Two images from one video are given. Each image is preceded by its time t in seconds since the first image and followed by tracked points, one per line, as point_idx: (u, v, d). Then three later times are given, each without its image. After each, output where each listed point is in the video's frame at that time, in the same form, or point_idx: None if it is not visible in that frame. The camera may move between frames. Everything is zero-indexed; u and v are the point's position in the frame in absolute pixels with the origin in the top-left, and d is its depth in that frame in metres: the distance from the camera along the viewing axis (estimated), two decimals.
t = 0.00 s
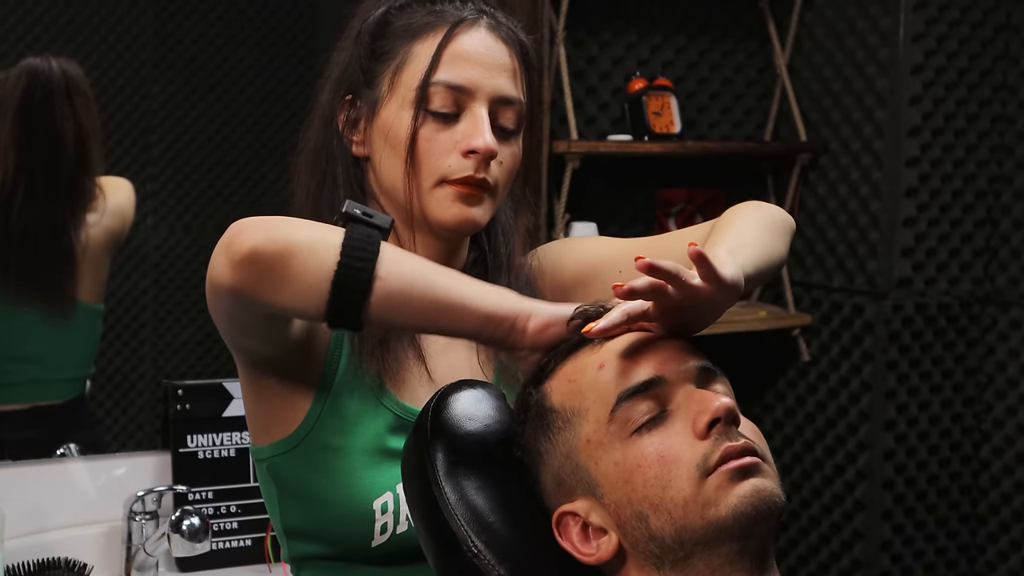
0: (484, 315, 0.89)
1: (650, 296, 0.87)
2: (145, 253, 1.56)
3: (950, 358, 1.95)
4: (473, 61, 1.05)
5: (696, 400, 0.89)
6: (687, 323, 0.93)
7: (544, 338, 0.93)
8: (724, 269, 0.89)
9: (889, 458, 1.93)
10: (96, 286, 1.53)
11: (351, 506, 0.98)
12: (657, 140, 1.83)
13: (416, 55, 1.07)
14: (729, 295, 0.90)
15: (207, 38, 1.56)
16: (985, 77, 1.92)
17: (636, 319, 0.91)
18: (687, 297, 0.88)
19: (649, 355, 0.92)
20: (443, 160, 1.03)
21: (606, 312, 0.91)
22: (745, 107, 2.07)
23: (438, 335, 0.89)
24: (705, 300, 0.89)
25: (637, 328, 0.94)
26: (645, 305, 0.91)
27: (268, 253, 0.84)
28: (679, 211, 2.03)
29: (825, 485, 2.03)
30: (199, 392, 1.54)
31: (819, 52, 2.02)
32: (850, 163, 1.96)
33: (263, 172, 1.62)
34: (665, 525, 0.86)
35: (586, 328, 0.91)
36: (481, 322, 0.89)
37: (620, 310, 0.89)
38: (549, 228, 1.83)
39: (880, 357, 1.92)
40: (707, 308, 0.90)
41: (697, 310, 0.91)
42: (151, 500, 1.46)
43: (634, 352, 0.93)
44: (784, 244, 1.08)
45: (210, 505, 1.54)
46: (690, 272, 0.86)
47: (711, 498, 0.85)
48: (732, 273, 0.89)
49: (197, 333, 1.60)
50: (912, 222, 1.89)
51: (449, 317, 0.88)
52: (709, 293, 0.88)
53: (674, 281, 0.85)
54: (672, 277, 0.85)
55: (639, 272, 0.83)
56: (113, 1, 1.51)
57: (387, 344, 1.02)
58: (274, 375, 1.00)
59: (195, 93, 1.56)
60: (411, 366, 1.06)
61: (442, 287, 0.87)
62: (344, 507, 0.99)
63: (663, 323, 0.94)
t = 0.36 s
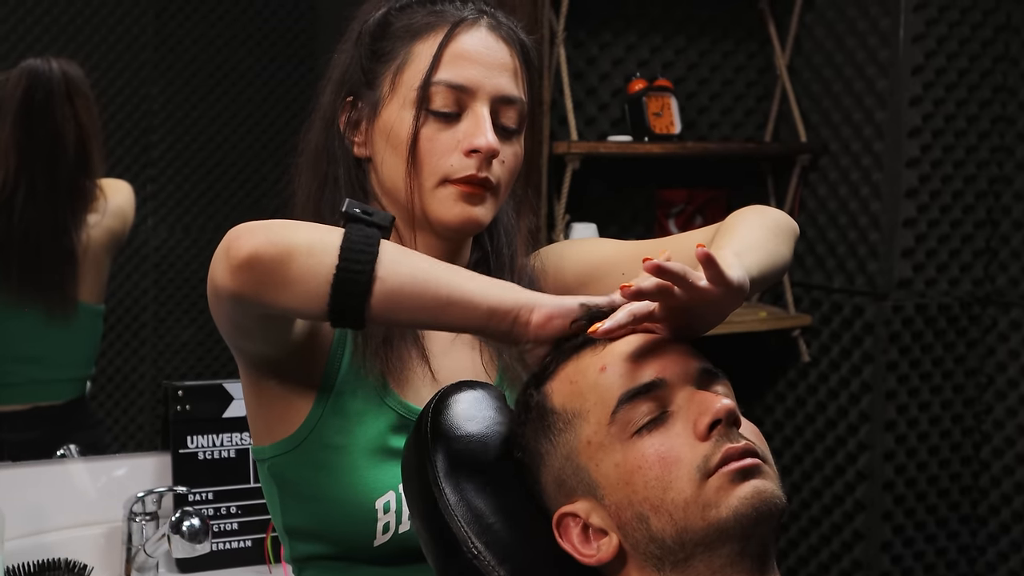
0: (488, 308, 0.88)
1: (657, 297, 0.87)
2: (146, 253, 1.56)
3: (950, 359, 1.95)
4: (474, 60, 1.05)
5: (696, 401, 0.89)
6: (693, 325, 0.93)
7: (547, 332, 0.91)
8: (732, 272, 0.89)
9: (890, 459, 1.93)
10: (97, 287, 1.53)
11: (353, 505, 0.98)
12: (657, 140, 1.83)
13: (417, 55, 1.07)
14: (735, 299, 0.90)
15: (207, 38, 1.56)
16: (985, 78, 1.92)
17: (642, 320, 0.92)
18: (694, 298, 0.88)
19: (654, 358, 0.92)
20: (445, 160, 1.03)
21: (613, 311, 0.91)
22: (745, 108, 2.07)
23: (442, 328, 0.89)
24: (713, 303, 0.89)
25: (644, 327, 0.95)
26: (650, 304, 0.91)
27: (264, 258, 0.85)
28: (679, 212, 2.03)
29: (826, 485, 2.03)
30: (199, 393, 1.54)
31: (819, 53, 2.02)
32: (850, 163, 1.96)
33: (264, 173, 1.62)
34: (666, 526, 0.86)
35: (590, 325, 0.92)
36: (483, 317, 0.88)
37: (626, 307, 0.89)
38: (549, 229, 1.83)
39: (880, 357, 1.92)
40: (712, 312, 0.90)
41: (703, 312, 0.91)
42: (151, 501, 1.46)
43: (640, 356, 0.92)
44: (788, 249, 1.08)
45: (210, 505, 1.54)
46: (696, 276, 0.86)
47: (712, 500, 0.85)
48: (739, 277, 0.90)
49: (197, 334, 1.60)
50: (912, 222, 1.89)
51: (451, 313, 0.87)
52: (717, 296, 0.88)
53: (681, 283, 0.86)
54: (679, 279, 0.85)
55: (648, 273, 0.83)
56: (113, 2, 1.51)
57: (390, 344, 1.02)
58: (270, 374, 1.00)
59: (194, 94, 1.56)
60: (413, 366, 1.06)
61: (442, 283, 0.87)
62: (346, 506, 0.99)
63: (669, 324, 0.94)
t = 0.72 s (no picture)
0: (482, 325, 0.89)
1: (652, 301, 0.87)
2: (145, 254, 1.56)
3: (949, 359, 1.95)
4: (478, 59, 1.05)
5: (693, 401, 0.89)
6: (688, 328, 0.93)
7: (535, 353, 0.94)
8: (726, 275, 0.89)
9: (889, 459, 1.93)
10: (97, 288, 1.53)
11: (355, 505, 0.98)
12: (656, 141, 1.83)
13: (420, 54, 1.07)
14: (730, 303, 0.90)
15: (207, 39, 1.56)
16: (984, 79, 1.92)
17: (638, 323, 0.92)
18: (689, 302, 0.88)
19: (646, 357, 0.92)
20: (448, 158, 1.03)
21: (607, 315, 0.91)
22: (745, 108, 2.07)
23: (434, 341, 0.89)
24: (707, 306, 0.89)
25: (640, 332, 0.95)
26: (645, 309, 0.90)
27: (274, 251, 0.84)
28: (678, 213, 2.03)
29: (825, 485, 2.03)
30: (197, 394, 1.54)
31: (818, 53, 2.02)
32: (849, 164, 1.97)
33: (263, 174, 1.62)
34: (664, 525, 0.86)
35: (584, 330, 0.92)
36: (477, 334, 0.89)
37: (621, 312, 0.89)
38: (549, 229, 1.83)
39: (879, 358, 1.92)
40: (708, 315, 0.90)
41: (698, 316, 0.91)
42: (150, 502, 1.46)
43: (631, 354, 0.92)
44: (792, 246, 1.09)
45: (208, 506, 1.54)
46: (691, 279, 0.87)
47: (710, 499, 0.85)
48: (734, 280, 0.89)
49: (196, 335, 1.60)
50: (911, 223, 1.89)
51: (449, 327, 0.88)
52: (712, 299, 0.88)
53: (676, 287, 0.85)
54: (674, 282, 0.85)
55: (643, 277, 0.83)
56: (112, 2, 1.51)
57: (392, 345, 1.02)
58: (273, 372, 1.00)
59: (194, 95, 1.56)
60: (416, 367, 1.06)
61: (441, 295, 0.87)
62: (347, 506, 0.99)
63: (663, 328, 0.94)
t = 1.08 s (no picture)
0: (481, 337, 0.90)
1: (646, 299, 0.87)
2: (145, 255, 1.56)
3: (949, 360, 1.95)
4: (480, 58, 1.05)
5: (692, 401, 0.89)
6: (684, 327, 0.93)
7: (531, 366, 0.95)
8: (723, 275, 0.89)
9: (889, 460, 1.93)
10: (98, 290, 1.54)
11: (356, 507, 0.98)
12: (656, 141, 1.83)
13: (421, 54, 1.07)
14: (727, 302, 0.90)
15: (207, 40, 1.56)
16: (983, 79, 1.92)
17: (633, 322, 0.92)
18: (684, 301, 0.88)
19: (645, 356, 0.92)
20: (450, 156, 1.03)
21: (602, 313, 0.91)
22: (745, 109, 2.07)
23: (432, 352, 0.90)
24: (702, 305, 0.89)
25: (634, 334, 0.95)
26: (640, 307, 0.91)
27: (277, 257, 0.84)
28: (678, 213, 2.03)
29: (825, 486, 2.03)
30: (197, 395, 1.54)
31: (818, 54, 2.02)
32: (849, 165, 1.97)
33: (263, 175, 1.62)
34: (663, 526, 0.86)
35: (581, 329, 0.92)
36: (476, 346, 0.90)
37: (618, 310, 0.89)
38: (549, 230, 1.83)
39: (879, 358, 1.92)
40: (705, 314, 0.90)
41: (694, 315, 0.91)
42: (150, 503, 1.46)
43: (631, 355, 0.92)
44: (793, 252, 1.09)
45: (209, 507, 1.54)
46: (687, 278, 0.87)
47: (708, 499, 0.85)
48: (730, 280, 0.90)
49: (196, 336, 1.60)
50: (911, 223, 1.89)
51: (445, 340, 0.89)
52: (707, 299, 0.88)
53: (670, 285, 0.86)
54: (668, 281, 0.85)
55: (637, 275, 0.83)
56: (113, 4, 1.51)
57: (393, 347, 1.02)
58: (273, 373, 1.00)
59: (194, 96, 1.56)
60: (417, 368, 1.06)
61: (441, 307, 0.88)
62: (349, 508, 0.99)
63: (660, 326, 0.94)
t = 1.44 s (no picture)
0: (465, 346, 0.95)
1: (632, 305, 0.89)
2: (146, 256, 1.56)
3: (950, 361, 1.95)
4: (476, 58, 1.06)
5: (692, 401, 0.89)
6: (672, 326, 0.95)
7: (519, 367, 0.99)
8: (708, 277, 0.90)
9: (890, 460, 1.93)
10: (101, 291, 1.54)
11: (350, 505, 0.98)
12: (657, 142, 1.84)
13: (419, 54, 1.07)
14: (711, 303, 0.91)
15: (207, 41, 1.56)
16: (984, 79, 1.92)
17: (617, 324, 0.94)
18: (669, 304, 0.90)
19: (645, 358, 0.92)
20: (446, 156, 1.03)
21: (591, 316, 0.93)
22: (745, 109, 2.07)
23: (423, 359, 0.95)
24: (688, 306, 0.90)
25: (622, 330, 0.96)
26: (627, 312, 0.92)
27: (262, 298, 0.87)
28: (679, 213, 2.03)
29: (825, 487, 2.03)
30: (197, 395, 1.54)
31: (819, 54, 2.02)
32: (850, 165, 1.96)
33: (263, 175, 1.62)
34: (663, 527, 0.86)
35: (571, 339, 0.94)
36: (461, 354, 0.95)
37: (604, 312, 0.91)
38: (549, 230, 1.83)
39: (880, 359, 1.91)
40: (690, 315, 0.92)
41: (681, 315, 0.92)
42: (151, 503, 1.46)
43: (630, 356, 0.93)
44: (786, 256, 1.09)
45: (210, 507, 1.54)
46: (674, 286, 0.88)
47: (709, 500, 0.85)
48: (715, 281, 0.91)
49: (197, 336, 1.60)
50: (912, 224, 1.89)
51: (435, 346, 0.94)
52: (692, 300, 0.89)
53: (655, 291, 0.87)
54: (653, 288, 0.86)
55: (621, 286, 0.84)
56: (113, 4, 1.51)
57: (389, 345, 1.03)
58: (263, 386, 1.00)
59: (194, 96, 1.56)
60: (413, 368, 1.06)
61: (429, 322, 0.92)
62: (343, 506, 0.99)
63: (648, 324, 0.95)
